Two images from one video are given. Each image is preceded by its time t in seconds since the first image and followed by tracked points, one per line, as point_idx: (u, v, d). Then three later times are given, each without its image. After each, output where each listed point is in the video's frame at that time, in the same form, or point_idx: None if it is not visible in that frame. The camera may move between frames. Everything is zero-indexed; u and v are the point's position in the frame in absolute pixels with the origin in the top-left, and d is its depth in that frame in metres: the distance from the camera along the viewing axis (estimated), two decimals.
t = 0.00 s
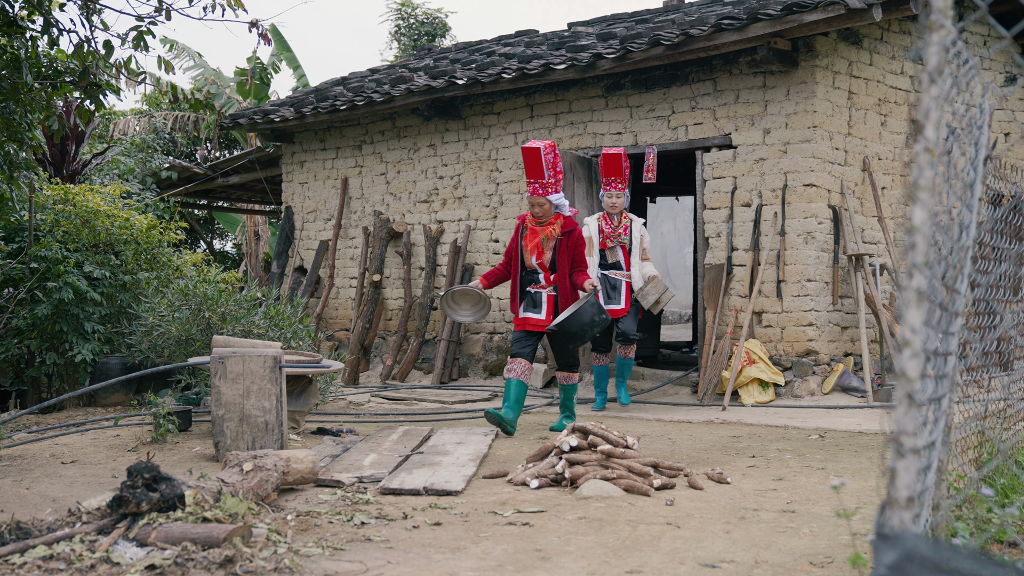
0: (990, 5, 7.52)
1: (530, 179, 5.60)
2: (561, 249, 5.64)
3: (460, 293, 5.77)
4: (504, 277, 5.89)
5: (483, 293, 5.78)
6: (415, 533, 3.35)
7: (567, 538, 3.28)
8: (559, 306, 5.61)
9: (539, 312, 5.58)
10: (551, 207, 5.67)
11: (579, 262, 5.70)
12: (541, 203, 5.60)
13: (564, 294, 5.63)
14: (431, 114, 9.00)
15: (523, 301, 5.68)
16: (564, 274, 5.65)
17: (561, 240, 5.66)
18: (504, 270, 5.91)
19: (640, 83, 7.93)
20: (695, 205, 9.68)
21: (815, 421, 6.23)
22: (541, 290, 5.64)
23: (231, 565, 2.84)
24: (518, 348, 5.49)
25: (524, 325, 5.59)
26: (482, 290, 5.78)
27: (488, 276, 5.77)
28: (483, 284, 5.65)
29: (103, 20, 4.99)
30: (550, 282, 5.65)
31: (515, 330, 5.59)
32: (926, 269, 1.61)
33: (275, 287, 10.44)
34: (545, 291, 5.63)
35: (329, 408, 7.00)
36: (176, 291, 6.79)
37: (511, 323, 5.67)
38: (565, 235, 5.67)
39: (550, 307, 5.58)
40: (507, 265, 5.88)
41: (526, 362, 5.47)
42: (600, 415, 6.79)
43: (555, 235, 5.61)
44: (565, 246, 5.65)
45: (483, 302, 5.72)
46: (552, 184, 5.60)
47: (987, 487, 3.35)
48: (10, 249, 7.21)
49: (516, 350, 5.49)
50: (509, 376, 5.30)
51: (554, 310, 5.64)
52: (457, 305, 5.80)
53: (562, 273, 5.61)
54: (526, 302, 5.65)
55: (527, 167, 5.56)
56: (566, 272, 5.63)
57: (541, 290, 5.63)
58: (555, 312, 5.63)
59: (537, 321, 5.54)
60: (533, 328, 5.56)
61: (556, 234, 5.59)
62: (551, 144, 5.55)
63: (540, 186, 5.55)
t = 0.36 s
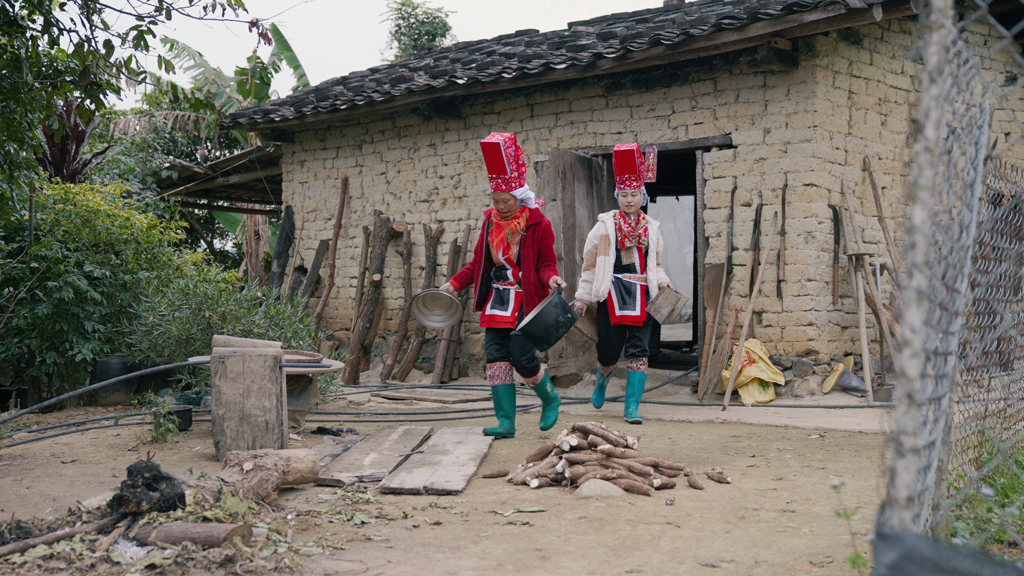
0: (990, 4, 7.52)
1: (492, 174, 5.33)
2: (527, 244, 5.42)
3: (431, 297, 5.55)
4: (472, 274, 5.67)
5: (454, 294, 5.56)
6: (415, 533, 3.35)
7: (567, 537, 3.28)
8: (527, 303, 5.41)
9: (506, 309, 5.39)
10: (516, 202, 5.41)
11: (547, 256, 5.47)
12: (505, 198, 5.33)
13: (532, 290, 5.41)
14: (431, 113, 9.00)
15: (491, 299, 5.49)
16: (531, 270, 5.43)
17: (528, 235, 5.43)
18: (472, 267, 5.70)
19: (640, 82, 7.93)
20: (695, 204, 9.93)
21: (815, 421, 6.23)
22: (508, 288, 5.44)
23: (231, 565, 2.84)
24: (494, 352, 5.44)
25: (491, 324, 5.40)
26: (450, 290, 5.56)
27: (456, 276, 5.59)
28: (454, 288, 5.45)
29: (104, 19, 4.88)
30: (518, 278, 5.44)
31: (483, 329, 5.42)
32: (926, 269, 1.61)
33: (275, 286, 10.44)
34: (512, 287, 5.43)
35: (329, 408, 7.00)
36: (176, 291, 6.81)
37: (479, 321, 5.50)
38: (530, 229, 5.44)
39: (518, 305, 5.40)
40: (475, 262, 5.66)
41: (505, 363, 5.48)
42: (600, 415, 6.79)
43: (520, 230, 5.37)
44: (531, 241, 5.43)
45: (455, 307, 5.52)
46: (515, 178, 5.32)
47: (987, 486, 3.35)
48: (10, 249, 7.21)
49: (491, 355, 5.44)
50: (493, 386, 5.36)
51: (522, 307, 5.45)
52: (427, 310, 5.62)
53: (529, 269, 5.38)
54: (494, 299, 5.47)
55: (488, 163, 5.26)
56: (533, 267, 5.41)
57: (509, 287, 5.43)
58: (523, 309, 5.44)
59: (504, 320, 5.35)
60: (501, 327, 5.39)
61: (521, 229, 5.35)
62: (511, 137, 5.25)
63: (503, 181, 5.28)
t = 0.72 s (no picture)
0: (990, 4, 7.53)
1: (466, 174, 5.17)
2: (504, 244, 5.24)
3: (407, 293, 5.56)
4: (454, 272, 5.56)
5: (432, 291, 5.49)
6: (415, 532, 3.35)
7: (567, 536, 3.28)
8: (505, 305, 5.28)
9: (483, 310, 5.28)
10: (493, 201, 5.24)
11: (526, 257, 5.26)
12: (480, 198, 5.17)
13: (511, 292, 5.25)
14: (431, 113, 9.01)
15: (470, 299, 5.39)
16: (510, 271, 5.26)
17: (506, 235, 5.25)
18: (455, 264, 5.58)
19: (640, 82, 7.93)
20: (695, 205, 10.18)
21: (816, 420, 6.23)
22: (487, 288, 5.34)
23: (231, 564, 2.84)
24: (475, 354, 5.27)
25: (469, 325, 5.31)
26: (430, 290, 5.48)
27: (436, 275, 5.50)
28: (430, 285, 5.37)
29: (104, 19, 4.69)
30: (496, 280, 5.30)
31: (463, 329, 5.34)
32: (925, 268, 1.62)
33: (275, 286, 10.45)
34: (491, 288, 5.31)
35: (329, 407, 7.00)
36: (176, 291, 6.82)
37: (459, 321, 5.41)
38: (508, 230, 5.26)
39: (495, 306, 5.27)
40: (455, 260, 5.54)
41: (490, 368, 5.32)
42: (600, 414, 6.79)
43: (497, 230, 5.20)
44: (509, 241, 5.25)
45: (426, 301, 5.52)
46: (491, 176, 5.16)
47: (986, 485, 3.35)
48: (10, 248, 7.20)
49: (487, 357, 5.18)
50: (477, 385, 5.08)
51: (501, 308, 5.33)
52: (403, 308, 5.63)
53: (506, 271, 5.20)
54: (474, 300, 5.37)
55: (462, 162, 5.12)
56: (511, 269, 5.23)
57: (488, 288, 5.32)
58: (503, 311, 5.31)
59: (481, 322, 5.25)
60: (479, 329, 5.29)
61: (496, 230, 5.19)
62: (484, 135, 5.07)
63: (477, 181, 5.11)
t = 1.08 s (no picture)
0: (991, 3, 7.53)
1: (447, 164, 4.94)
2: (483, 240, 4.98)
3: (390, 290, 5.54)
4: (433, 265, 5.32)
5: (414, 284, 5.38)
6: (416, 532, 3.36)
7: (568, 536, 3.28)
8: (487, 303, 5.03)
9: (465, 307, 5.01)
10: (472, 193, 4.99)
11: (504, 253, 5.00)
12: (460, 191, 4.93)
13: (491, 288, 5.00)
14: (432, 112, 9.01)
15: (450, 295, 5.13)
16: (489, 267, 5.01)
17: (486, 230, 5.00)
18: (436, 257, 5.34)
19: (641, 81, 7.92)
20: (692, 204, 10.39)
21: (816, 420, 6.22)
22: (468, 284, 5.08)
23: (232, 564, 2.84)
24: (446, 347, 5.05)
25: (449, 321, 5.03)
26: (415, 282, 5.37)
27: (418, 270, 5.31)
28: (412, 278, 5.25)
29: (105, 19, 4.67)
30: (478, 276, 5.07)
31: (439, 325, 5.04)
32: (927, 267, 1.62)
33: (276, 286, 10.45)
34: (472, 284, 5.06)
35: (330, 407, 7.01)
36: (177, 290, 6.83)
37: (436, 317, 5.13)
38: (488, 225, 5.01)
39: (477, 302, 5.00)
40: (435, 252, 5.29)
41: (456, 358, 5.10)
42: (601, 414, 6.79)
43: (477, 225, 4.97)
44: (489, 236, 4.99)
45: (400, 294, 5.45)
46: (472, 168, 4.93)
47: (988, 485, 3.35)
48: (11, 248, 7.20)
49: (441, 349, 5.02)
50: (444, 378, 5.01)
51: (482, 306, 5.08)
52: (384, 304, 5.59)
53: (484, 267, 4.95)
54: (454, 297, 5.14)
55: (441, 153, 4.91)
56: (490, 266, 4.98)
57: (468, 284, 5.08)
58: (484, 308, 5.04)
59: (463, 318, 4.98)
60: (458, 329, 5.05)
61: (475, 224, 4.95)
62: (463, 124, 4.86)
63: (457, 172, 4.88)
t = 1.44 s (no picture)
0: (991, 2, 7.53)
1: (415, 165, 4.80)
2: (456, 242, 4.87)
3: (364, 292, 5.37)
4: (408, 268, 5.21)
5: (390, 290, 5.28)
6: (417, 532, 3.36)
7: (568, 536, 3.28)
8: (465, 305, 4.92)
9: (442, 310, 4.93)
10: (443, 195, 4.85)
11: (476, 255, 4.88)
12: (429, 192, 4.80)
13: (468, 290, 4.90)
14: (432, 112, 9.00)
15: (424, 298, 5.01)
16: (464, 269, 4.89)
17: (458, 232, 4.87)
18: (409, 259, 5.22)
19: (641, 81, 7.92)
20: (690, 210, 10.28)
21: (817, 420, 6.22)
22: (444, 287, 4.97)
23: (232, 564, 2.84)
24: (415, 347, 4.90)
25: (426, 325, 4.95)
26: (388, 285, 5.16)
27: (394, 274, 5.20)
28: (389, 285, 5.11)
29: (105, 19, 4.66)
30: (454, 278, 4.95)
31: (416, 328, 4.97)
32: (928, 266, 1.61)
33: (276, 286, 10.46)
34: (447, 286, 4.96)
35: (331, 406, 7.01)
36: (177, 290, 6.84)
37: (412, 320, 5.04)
38: (460, 227, 4.88)
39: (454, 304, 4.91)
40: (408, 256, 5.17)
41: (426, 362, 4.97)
42: (602, 413, 6.80)
43: (448, 228, 4.82)
44: (461, 238, 4.87)
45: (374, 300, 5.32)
46: (441, 170, 4.80)
47: (988, 485, 3.36)
48: (11, 248, 7.20)
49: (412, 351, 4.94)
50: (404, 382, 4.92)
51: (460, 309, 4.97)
52: (362, 308, 5.43)
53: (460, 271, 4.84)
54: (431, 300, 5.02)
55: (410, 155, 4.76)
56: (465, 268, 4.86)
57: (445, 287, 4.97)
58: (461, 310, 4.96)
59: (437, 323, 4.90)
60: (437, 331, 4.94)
61: (446, 228, 4.81)
62: (432, 125, 4.72)
63: (427, 172, 4.74)
